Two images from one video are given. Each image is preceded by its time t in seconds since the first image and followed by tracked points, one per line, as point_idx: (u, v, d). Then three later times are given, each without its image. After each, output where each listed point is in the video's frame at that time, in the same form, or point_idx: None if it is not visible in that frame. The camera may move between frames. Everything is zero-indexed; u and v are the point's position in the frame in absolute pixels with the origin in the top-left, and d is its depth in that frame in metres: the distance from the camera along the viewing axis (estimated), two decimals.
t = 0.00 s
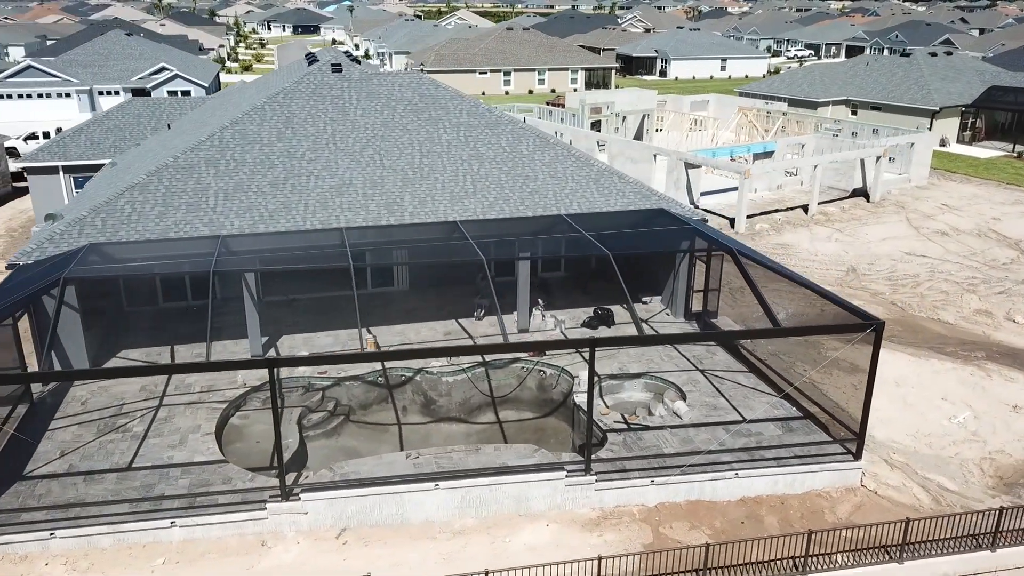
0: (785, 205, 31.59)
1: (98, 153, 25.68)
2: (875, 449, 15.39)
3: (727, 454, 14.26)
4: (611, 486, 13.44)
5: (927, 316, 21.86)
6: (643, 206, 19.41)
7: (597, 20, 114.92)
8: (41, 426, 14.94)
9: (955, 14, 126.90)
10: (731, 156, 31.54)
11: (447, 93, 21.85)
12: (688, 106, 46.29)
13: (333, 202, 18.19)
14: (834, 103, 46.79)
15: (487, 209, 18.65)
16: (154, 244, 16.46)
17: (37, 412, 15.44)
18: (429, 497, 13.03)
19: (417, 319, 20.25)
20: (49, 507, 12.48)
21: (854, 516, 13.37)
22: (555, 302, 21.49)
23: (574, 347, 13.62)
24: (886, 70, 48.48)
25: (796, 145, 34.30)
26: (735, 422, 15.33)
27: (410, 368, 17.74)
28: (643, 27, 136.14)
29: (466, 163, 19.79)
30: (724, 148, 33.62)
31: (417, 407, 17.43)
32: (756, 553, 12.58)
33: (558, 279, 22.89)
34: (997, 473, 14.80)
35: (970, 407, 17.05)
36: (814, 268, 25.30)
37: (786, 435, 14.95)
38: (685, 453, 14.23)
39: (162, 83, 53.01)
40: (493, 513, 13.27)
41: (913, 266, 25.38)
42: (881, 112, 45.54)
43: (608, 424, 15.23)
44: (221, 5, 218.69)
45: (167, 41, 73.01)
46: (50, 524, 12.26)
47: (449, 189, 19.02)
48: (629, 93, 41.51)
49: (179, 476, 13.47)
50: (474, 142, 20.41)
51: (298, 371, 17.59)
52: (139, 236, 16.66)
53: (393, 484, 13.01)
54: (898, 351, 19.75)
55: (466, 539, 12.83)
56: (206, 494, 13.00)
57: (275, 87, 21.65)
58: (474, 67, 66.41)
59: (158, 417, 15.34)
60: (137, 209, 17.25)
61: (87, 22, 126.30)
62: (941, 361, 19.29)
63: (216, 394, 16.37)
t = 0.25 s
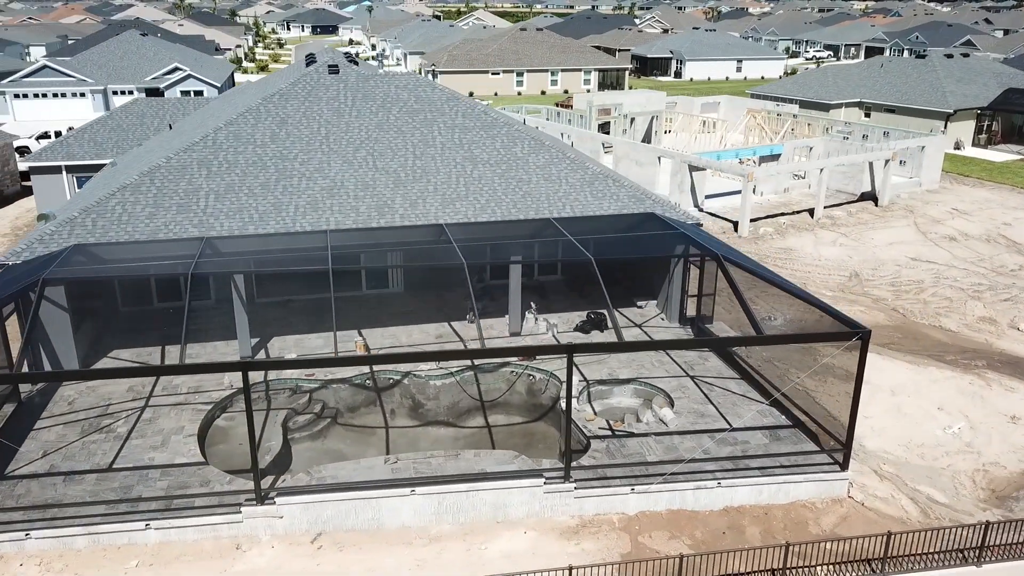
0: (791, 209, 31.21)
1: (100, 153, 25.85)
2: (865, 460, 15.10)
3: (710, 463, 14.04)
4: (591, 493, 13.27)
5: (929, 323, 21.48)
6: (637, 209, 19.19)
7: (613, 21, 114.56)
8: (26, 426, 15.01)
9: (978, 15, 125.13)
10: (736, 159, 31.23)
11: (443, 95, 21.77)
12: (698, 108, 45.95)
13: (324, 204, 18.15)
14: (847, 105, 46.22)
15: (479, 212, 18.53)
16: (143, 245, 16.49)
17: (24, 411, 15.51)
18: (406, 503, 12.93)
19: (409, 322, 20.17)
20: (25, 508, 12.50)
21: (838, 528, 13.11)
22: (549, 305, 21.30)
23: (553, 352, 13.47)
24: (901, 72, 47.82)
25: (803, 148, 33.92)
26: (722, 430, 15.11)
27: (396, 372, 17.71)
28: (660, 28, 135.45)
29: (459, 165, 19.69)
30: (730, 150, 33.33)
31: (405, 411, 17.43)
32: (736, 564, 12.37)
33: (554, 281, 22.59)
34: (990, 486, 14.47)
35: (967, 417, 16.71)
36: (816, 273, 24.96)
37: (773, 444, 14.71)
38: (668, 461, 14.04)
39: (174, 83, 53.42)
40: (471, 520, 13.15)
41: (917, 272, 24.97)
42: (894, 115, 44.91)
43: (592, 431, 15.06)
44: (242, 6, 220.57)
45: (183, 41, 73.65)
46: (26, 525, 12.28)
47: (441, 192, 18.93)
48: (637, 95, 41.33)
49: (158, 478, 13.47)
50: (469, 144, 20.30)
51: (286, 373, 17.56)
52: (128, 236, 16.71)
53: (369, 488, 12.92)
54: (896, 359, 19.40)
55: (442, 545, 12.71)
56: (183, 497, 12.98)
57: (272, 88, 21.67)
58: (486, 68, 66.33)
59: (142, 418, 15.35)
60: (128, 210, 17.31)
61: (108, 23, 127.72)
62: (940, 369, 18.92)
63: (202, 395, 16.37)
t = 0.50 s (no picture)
0: (798, 212, 30.83)
1: (104, 153, 26.04)
2: (855, 470, 14.82)
3: (694, 471, 13.83)
4: (570, 500, 13.12)
5: (932, 330, 21.08)
6: (632, 213, 18.98)
7: (631, 22, 114.08)
8: (13, 425, 15.10)
9: (1003, 16, 123.20)
10: (742, 162, 30.91)
11: (440, 96, 21.70)
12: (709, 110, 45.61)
13: (315, 205, 18.13)
14: (861, 107, 45.61)
15: (471, 214, 18.43)
16: (132, 245, 16.55)
17: (12, 410, 15.62)
18: (383, 507, 12.84)
19: (402, 324, 20.08)
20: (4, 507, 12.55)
21: (822, 540, 12.86)
22: (545, 309, 21.16)
23: (535, 358, 13.36)
24: (917, 74, 47.08)
25: (812, 150, 33.52)
26: (708, 438, 14.89)
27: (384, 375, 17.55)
28: (679, 28, 134.62)
29: (453, 167, 19.60)
30: (737, 153, 33.04)
31: (394, 413, 17.38)
32: None
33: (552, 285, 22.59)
34: (982, 498, 14.14)
35: (963, 427, 16.36)
36: (819, 278, 24.61)
37: (760, 452, 14.47)
38: (651, 469, 13.85)
39: (189, 83, 53.85)
40: (449, 525, 13.04)
41: (923, 278, 24.54)
42: (909, 117, 44.25)
43: (576, 437, 14.92)
44: (264, 6, 222.18)
45: (200, 41, 74.22)
46: (4, 524, 12.34)
47: (433, 194, 18.84)
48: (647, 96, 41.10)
49: (138, 479, 13.48)
50: (464, 146, 20.20)
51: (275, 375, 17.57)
52: (119, 236, 16.79)
53: (346, 493, 12.85)
54: (895, 366, 19.05)
55: (418, 550, 12.61)
56: (161, 498, 12.98)
57: (270, 89, 21.73)
58: (500, 68, 66.27)
59: (128, 418, 15.39)
60: (120, 210, 17.39)
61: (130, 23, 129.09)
62: (940, 377, 18.56)
63: (189, 395, 16.40)
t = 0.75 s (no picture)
0: (804, 215, 30.43)
1: (106, 152, 26.19)
2: (843, 480, 14.53)
3: (676, 479, 13.62)
4: (548, 507, 12.97)
5: (933, 337, 20.68)
6: (625, 216, 18.78)
7: (647, 22, 113.55)
8: None
9: None
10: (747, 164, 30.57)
11: (436, 98, 21.62)
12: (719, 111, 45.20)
13: (306, 206, 18.11)
14: (874, 109, 45.01)
15: (461, 216, 18.32)
16: (121, 246, 16.62)
17: None
18: (357, 512, 12.74)
19: (394, 326, 19.98)
20: None
21: (804, 551, 12.60)
22: (539, 312, 20.99)
23: (512, 364, 13.22)
24: (933, 75, 46.38)
25: (820, 153, 33.10)
26: (693, 445, 14.67)
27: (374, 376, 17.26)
28: (697, 28, 133.78)
29: (446, 168, 19.51)
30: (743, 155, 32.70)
31: (382, 416, 17.28)
32: None
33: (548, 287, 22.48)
34: (973, 511, 13.81)
35: (958, 438, 16.01)
36: (821, 282, 24.24)
37: (744, 461, 14.24)
38: (632, 477, 13.66)
39: (202, 83, 54.15)
40: (425, 531, 12.93)
41: (927, 283, 24.11)
42: (923, 119, 43.61)
43: (559, 443, 14.79)
44: (284, 5, 223.63)
45: (216, 42, 74.68)
46: None
47: (425, 195, 18.76)
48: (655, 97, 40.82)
49: (117, 480, 13.48)
50: (458, 147, 20.10)
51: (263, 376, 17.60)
52: (109, 236, 16.86)
53: (321, 496, 12.76)
54: (892, 374, 18.70)
55: (393, 556, 12.51)
56: (138, 500, 12.97)
57: (266, 89, 21.75)
58: (512, 69, 66.14)
59: (113, 418, 15.41)
60: (111, 210, 17.46)
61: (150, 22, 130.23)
62: (937, 386, 18.19)
63: (176, 396, 16.40)
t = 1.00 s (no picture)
0: (811, 218, 30.01)
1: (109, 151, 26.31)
2: (830, 490, 14.25)
3: (657, 488, 13.42)
4: (525, 515, 12.81)
5: (934, 345, 20.29)
6: (619, 219, 18.58)
7: (664, 23, 112.94)
8: None
9: None
10: (753, 167, 30.21)
11: (432, 99, 21.53)
12: (730, 113, 44.78)
13: (297, 207, 18.07)
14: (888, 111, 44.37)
15: (452, 218, 18.20)
16: (111, 246, 16.67)
17: None
18: (333, 516, 12.65)
19: (386, 327, 19.88)
20: None
21: (785, 563, 12.36)
22: (533, 315, 20.84)
23: (489, 369, 13.06)
24: (949, 76, 45.64)
25: (828, 155, 32.66)
26: (678, 454, 14.45)
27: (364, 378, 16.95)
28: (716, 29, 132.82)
29: (439, 170, 19.40)
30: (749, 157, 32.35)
31: (370, 419, 17.27)
32: None
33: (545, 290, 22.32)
34: (963, 525, 13.49)
35: (953, 448, 15.67)
36: (823, 287, 23.87)
37: (729, 469, 13.99)
38: (613, 485, 13.47)
39: (215, 83, 54.43)
40: (401, 536, 12.81)
41: (932, 289, 23.66)
42: (938, 121, 42.93)
43: (542, 449, 14.62)
44: (305, 5, 224.94)
45: (232, 42, 75.09)
46: None
47: (417, 197, 18.66)
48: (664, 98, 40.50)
49: (96, 480, 13.49)
50: (452, 149, 19.99)
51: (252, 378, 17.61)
52: (99, 236, 16.91)
53: (297, 500, 12.69)
54: (889, 382, 18.36)
55: (367, 561, 12.40)
56: (115, 501, 12.96)
57: (263, 90, 21.78)
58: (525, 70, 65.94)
59: (98, 418, 15.44)
60: (102, 210, 17.52)
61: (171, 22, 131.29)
62: (935, 395, 17.82)
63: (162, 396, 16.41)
